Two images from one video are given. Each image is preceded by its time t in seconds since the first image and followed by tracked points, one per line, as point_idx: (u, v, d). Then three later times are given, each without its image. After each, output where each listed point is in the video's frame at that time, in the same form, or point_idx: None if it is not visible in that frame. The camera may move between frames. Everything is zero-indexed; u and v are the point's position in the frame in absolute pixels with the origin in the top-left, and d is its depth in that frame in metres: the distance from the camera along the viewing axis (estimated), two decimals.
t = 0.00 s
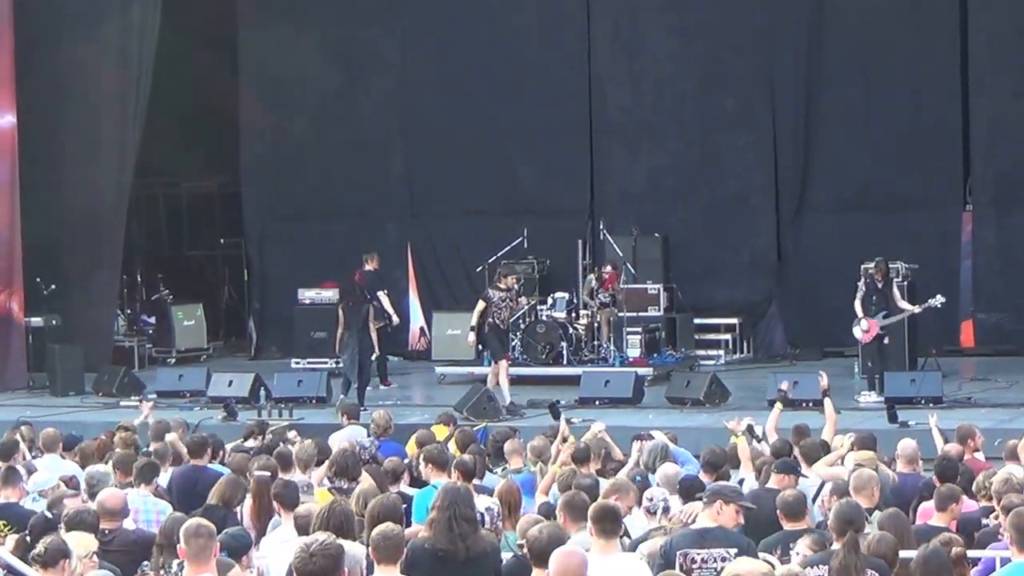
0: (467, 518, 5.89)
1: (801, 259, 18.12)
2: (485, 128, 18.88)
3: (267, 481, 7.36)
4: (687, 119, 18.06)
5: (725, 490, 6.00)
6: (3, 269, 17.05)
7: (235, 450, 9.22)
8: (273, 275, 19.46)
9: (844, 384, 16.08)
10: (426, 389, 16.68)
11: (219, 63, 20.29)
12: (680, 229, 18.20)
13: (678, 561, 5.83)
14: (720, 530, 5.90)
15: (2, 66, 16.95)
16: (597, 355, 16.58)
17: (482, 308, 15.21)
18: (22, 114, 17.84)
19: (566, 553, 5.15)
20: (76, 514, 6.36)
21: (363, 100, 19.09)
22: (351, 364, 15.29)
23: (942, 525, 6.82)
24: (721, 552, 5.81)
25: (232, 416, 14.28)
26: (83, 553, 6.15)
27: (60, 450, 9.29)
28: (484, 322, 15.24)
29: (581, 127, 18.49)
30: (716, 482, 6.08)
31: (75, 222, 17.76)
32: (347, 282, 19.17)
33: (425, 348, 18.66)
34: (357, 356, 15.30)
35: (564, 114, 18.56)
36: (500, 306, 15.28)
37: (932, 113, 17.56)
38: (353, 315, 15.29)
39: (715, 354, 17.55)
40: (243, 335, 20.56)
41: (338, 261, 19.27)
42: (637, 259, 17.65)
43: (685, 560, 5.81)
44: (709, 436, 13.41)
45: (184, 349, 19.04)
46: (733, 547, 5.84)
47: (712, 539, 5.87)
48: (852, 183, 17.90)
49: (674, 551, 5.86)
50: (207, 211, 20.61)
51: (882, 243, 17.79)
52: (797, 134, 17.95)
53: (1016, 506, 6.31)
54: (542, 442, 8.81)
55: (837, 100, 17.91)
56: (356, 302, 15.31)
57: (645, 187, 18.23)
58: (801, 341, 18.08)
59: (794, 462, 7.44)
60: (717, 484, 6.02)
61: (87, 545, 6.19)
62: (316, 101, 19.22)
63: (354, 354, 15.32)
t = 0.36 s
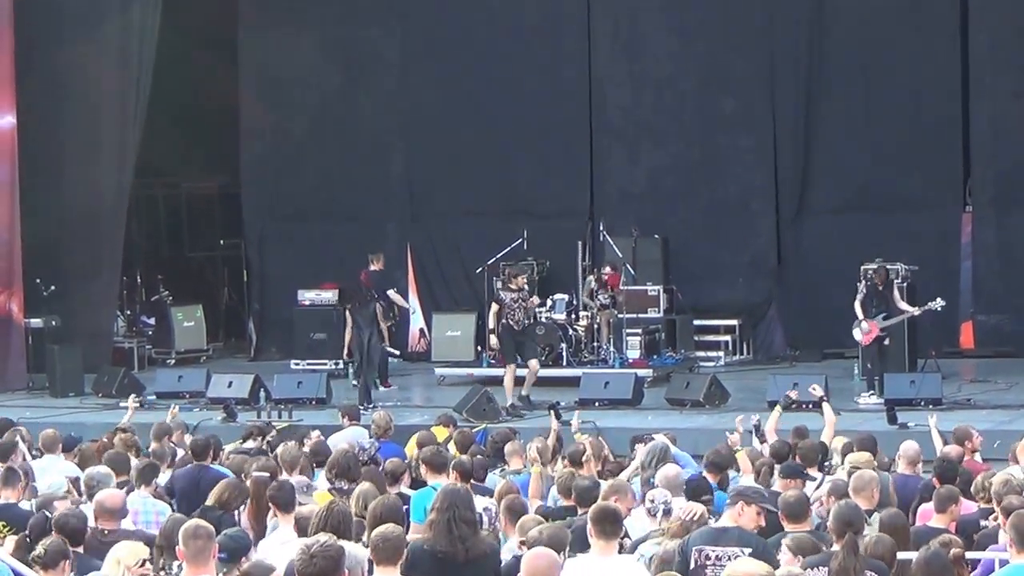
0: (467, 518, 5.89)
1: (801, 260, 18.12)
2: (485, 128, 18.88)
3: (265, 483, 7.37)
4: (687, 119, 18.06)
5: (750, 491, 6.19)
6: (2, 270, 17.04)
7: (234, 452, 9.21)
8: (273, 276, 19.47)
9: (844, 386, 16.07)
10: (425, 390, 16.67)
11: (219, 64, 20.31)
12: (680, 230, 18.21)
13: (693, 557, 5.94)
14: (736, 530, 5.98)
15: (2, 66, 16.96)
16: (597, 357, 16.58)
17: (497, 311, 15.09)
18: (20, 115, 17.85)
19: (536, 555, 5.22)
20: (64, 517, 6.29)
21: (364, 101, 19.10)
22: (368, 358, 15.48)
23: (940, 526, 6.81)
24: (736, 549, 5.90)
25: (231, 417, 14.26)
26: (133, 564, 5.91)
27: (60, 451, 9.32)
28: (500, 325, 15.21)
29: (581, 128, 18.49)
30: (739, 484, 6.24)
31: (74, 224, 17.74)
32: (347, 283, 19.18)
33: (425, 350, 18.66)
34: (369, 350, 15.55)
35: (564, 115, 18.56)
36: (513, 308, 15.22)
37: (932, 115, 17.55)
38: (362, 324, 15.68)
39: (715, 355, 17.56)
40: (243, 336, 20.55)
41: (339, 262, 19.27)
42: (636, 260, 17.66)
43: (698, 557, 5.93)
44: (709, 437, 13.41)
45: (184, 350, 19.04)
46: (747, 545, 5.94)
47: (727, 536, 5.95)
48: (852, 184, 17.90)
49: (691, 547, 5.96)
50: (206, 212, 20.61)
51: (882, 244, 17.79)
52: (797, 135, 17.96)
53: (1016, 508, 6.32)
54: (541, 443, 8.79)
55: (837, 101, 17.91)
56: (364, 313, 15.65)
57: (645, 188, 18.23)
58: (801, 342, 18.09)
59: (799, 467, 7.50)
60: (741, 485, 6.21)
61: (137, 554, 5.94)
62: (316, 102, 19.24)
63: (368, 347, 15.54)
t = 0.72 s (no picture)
0: (467, 519, 5.89)
1: (801, 261, 18.11)
2: (485, 130, 18.89)
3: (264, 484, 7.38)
4: (687, 121, 18.06)
5: (731, 494, 5.99)
6: (2, 270, 17.04)
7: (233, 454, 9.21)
8: (272, 277, 19.47)
9: (843, 388, 16.01)
10: (425, 391, 16.67)
11: (219, 65, 20.31)
12: (680, 231, 18.20)
13: (681, 561, 5.85)
14: (723, 533, 5.91)
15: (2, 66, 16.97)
16: (596, 357, 16.53)
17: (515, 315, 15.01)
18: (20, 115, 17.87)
19: (520, 556, 5.25)
20: (55, 519, 6.30)
21: (364, 102, 19.11)
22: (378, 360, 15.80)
23: (940, 528, 6.81)
24: (723, 554, 5.83)
25: (231, 418, 14.25)
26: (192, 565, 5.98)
27: (61, 452, 9.34)
28: (518, 327, 15.09)
29: (581, 129, 18.50)
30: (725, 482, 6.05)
31: (73, 225, 17.74)
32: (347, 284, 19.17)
33: (424, 351, 18.66)
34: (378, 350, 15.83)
35: (564, 116, 18.56)
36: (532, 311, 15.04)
37: (932, 116, 17.55)
38: (371, 331, 15.87)
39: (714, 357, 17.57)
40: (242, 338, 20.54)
41: (339, 263, 19.26)
42: (636, 261, 17.66)
43: (687, 561, 5.83)
44: (710, 437, 13.39)
45: (183, 351, 19.03)
46: (733, 549, 5.86)
47: (714, 540, 5.88)
48: (852, 185, 17.90)
49: (678, 552, 5.88)
50: (205, 214, 20.62)
51: (882, 245, 17.78)
52: (797, 136, 17.96)
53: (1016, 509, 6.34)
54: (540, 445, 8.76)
55: (837, 102, 17.91)
56: (374, 321, 15.83)
57: (645, 189, 18.23)
58: (801, 343, 18.08)
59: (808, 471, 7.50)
60: (723, 487, 6.01)
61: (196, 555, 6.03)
62: (317, 103, 19.26)
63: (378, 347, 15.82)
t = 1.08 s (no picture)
0: (464, 519, 5.90)
1: (801, 263, 18.14)
2: (484, 132, 18.90)
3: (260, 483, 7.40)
4: (686, 123, 18.08)
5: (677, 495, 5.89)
6: (2, 272, 17.03)
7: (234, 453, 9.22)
8: (272, 278, 19.50)
9: (842, 389, 16.04)
10: (424, 392, 16.69)
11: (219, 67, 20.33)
12: (679, 232, 18.21)
13: (653, 567, 5.63)
14: (691, 533, 5.76)
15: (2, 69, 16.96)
16: (597, 359, 16.60)
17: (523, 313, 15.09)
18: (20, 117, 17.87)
19: (512, 557, 5.24)
20: (52, 520, 6.33)
21: (364, 104, 19.14)
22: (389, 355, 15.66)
23: (939, 530, 6.82)
24: (695, 555, 5.66)
25: (231, 419, 14.23)
26: (240, 569, 5.63)
27: (60, 453, 9.34)
28: (527, 326, 15.14)
29: (580, 131, 18.52)
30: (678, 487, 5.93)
31: (73, 227, 17.74)
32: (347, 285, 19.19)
33: (424, 351, 18.67)
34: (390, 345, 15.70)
35: (563, 118, 18.58)
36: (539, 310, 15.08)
37: (932, 118, 17.55)
38: (381, 332, 15.77)
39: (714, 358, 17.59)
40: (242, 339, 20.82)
41: (339, 266, 19.29)
42: (636, 263, 17.67)
43: (659, 566, 5.62)
44: (711, 439, 13.36)
45: (183, 352, 19.04)
46: (705, 548, 5.70)
47: (682, 543, 5.72)
48: (851, 187, 17.92)
49: (648, 558, 5.67)
50: (205, 217, 20.62)
51: (882, 247, 17.80)
52: (796, 138, 17.99)
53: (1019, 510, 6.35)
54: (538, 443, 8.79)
55: (836, 104, 17.92)
56: (386, 321, 15.74)
57: (645, 191, 18.25)
58: (800, 345, 18.11)
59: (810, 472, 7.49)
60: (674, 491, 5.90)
61: (242, 558, 5.67)
62: (317, 106, 19.27)
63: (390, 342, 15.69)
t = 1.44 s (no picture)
0: (462, 520, 5.91)
1: (801, 264, 18.14)
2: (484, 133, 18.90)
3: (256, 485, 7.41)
4: (686, 124, 18.08)
5: (668, 498, 5.96)
6: (2, 272, 17.01)
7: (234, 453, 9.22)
8: (271, 279, 19.49)
9: (843, 390, 16.04)
10: (424, 393, 16.69)
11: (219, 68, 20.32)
12: (680, 233, 18.20)
13: (647, 569, 5.78)
14: (684, 534, 5.90)
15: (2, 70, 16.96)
16: (596, 360, 16.60)
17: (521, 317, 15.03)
18: (20, 117, 17.88)
19: (513, 558, 5.22)
20: (48, 523, 6.38)
21: (364, 105, 19.14)
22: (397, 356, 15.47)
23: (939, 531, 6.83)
24: (688, 556, 5.81)
25: (231, 420, 14.21)
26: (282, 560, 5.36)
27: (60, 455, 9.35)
28: (527, 330, 15.08)
29: (580, 132, 18.51)
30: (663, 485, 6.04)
31: (74, 228, 17.74)
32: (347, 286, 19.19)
33: (424, 352, 18.67)
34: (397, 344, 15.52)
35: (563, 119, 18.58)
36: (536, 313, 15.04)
37: (932, 120, 17.55)
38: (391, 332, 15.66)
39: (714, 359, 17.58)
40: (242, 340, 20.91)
41: (340, 267, 19.28)
42: (637, 263, 17.68)
43: (652, 568, 5.76)
44: (710, 441, 13.34)
45: (183, 352, 19.05)
46: (699, 549, 5.85)
47: (676, 544, 5.87)
48: (852, 188, 17.92)
49: (642, 560, 5.80)
50: (205, 218, 20.64)
51: (882, 248, 17.80)
52: (797, 139, 17.98)
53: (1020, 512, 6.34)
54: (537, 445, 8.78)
55: (836, 105, 17.92)
56: (395, 321, 15.64)
57: (645, 192, 18.25)
58: (800, 346, 18.12)
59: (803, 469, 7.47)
60: (660, 491, 5.99)
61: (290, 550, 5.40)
62: (317, 107, 19.28)
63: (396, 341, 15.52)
